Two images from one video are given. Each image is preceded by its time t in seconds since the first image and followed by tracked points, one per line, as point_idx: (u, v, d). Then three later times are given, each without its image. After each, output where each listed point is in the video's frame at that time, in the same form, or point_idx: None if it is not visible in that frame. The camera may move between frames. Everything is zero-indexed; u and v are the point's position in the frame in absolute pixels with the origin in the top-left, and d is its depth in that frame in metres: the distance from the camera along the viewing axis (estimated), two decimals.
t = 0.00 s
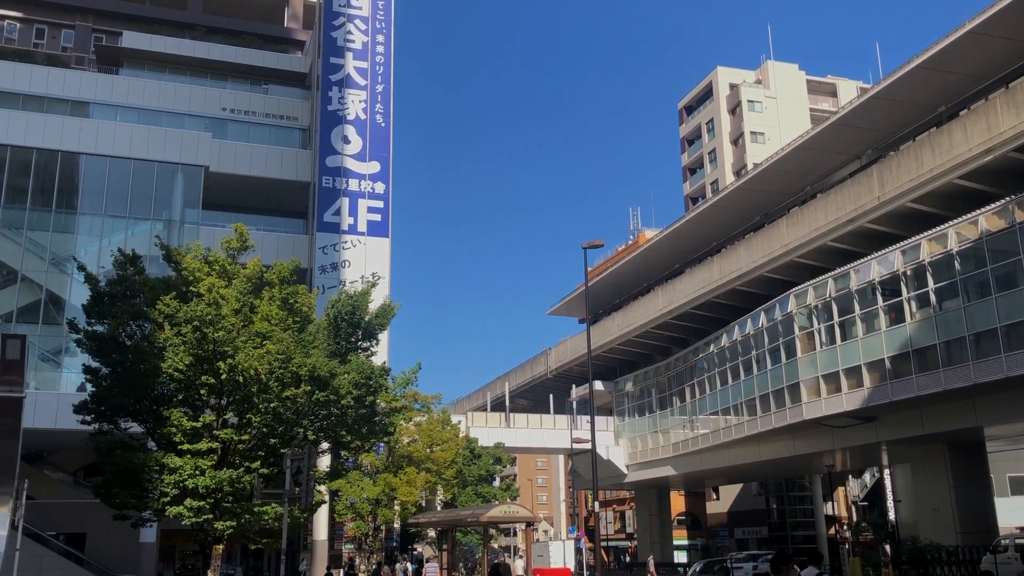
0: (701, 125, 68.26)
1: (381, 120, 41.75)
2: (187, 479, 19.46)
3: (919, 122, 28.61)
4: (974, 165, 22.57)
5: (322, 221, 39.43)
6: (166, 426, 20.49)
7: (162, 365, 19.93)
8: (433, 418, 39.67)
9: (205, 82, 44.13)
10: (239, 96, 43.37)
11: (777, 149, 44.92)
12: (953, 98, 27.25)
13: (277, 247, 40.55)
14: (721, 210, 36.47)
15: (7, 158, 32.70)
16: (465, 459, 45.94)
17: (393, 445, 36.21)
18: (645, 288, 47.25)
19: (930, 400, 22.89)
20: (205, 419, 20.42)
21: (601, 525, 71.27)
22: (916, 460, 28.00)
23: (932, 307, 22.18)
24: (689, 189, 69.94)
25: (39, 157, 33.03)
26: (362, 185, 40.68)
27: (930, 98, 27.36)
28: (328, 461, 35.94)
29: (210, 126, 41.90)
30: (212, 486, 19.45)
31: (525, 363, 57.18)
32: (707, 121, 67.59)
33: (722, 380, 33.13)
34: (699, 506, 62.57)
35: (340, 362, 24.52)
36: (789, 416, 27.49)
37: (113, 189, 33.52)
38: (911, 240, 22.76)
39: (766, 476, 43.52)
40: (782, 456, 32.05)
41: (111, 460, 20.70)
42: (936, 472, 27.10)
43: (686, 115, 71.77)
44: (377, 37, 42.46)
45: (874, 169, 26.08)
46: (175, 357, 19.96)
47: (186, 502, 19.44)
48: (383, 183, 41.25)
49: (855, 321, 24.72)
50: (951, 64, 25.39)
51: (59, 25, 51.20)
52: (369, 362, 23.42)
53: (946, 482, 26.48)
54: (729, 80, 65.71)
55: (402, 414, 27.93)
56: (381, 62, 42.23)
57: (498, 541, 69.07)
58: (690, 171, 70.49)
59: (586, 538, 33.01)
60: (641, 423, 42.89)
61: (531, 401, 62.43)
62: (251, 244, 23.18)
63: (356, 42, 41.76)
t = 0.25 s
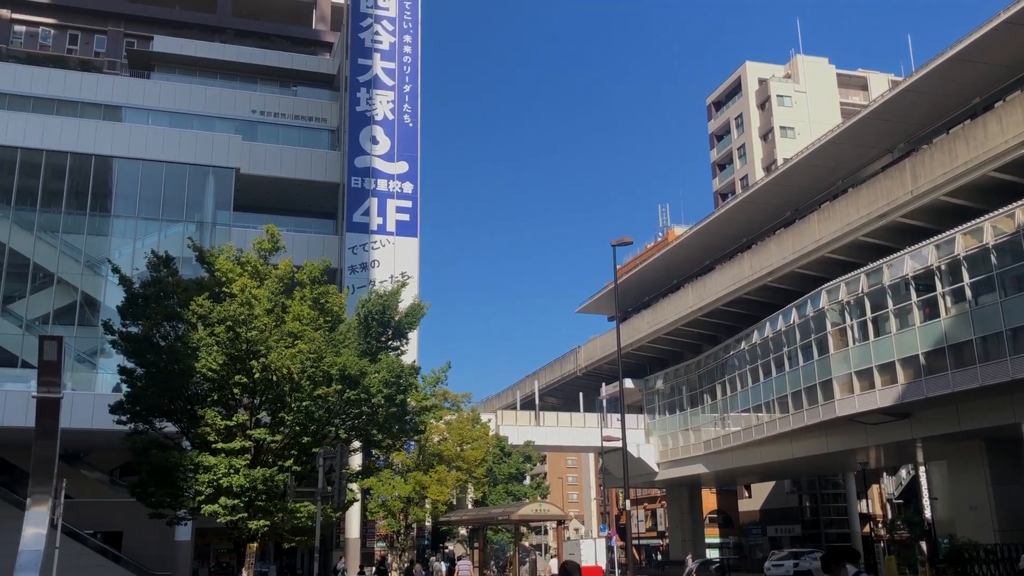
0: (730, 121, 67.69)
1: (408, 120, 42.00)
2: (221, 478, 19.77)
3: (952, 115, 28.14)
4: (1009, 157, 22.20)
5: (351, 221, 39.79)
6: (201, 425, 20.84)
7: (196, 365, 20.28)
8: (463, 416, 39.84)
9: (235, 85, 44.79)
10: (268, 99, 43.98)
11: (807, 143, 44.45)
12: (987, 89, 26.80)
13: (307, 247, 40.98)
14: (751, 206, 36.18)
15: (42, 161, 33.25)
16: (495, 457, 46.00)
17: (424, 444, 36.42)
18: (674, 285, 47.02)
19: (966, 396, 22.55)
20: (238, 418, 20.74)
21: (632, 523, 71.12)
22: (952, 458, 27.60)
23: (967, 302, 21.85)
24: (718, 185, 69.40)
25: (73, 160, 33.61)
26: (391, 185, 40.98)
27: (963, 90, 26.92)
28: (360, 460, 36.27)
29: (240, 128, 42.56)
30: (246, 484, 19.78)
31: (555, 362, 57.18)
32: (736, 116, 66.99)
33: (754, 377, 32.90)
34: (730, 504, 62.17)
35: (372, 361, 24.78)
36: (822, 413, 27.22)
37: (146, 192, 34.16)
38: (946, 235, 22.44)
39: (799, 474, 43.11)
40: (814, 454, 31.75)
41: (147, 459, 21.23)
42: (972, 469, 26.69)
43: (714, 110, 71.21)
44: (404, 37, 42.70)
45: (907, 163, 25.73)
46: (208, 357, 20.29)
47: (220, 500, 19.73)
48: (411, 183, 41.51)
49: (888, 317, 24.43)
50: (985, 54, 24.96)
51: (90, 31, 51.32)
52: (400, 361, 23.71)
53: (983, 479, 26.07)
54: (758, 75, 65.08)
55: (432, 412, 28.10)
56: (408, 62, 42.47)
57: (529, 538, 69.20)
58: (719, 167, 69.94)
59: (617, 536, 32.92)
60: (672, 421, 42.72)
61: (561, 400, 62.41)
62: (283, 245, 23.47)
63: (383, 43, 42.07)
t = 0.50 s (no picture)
0: (758, 116, 67.09)
1: (435, 120, 42.18)
2: (253, 477, 20.02)
3: (985, 107, 27.71)
4: None
5: (379, 221, 40.08)
6: (232, 425, 21.14)
7: (227, 365, 20.57)
8: (491, 415, 39.96)
9: (263, 87, 45.40)
10: (296, 100, 44.50)
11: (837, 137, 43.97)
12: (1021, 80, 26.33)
13: (336, 247, 41.34)
14: (780, 202, 35.89)
15: (74, 164, 33.97)
16: (524, 456, 46.12)
17: (453, 443, 36.61)
18: (703, 282, 46.78)
19: (1001, 392, 22.20)
20: (269, 418, 21.01)
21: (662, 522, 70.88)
22: (988, 455, 27.18)
23: (1002, 297, 21.50)
24: (746, 181, 68.82)
25: (104, 164, 34.35)
26: (417, 185, 41.22)
27: (996, 81, 26.49)
28: (389, 459, 36.53)
29: (268, 130, 43.21)
30: (277, 483, 20.03)
31: (583, 360, 57.16)
32: (764, 111, 66.38)
33: (784, 374, 32.64)
34: (761, 502, 61.75)
35: (400, 360, 24.98)
36: (854, 410, 26.94)
37: (175, 195, 34.73)
38: (979, 229, 22.11)
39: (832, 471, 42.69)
40: (846, 451, 31.42)
41: (180, 458, 21.53)
42: (1009, 466, 26.26)
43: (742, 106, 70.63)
44: (429, 38, 42.91)
45: (939, 157, 25.38)
46: (239, 357, 20.57)
47: (252, 499, 20.06)
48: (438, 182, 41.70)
49: (921, 312, 24.11)
50: (1018, 45, 24.54)
51: (120, 36, 52.29)
52: (427, 360, 23.89)
53: (1020, 476, 25.64)
54: (786, 70, 64.46)
55: (460, 411, 28.22)
56: (434, 62, 42.67)
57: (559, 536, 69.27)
58: (747, 163, 69.36)
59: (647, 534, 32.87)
60: (701, 419, 42.52)
61: (590, 398, 62.34)
62: (311, 245, 23.72)
63: (409, 43, 42.32)
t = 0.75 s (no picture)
0: (783, 112, 66.53)
1: (458, 120, 42.33)
2: (281, 477, 20.23)
3: (1015, 99, 27.27)
4: None
5: (403, 221, 40.31)
6: (260, 424, 21.39)
7: (254, 365, 20.83)
8: (516, 414, 40.03)
9: (288, 89, 45.78)
10: (320, 102, 44.78)
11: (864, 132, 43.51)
12: None
13: (361, 248, 41.63)
14: (806, 198, 35.60)
15: (102, 169, 34.59)
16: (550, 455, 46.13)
17: (478, 442, 36.73)
18: (728, 279, 46.52)
19: None
20: (296, 417, 21.24)
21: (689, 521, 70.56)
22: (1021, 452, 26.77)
23: None
24: (771, 177, 68.25)
25: (132, 168, 34.88)
26: (441, 185, 41.40)
27: None
28: (415, 459, 36.71)
29: (293, 132, 43.44)
30: (304, 483, 20.22)
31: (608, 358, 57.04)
32: (789, 107, 65.84)
33: (811, 372, 32.38)
34: (789, 501, 61.29)
35: (425, 359, 25.13)
36: (883, 408, 26.64)
37: (202, 197, 35.24)
38: (1010, 223, 21.78)
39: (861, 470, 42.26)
40: (875, 449, 31.10)
41: (208, 458, 21.94)
42: None
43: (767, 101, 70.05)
44: (452, 37, 43.10)
45: (968, 151, 25.04)
46: (266, 357, 20.83)
47: (280, 499, 20.23)
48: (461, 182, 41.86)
49: (951, 309, 23.80)
50: None
51: (146, 40, 53.04)
52: (452, 359, 24.12)
53: None
54: (811, 65, 63.88)
55: (485, 410, 28.30)
56: (456, 62, 42.85)
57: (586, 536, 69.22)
58: (772, 159, 68.81)
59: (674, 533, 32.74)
60: (728, 417, 42.29)
61: (615, 397, 62.22)
62: (336, 246, 23.93)
63: (431, 43, 42.56)
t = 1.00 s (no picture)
0: (805, 108, 65.92)
1: (478, 120, 42.42)
2: (305, 476, 20.41)
3: None
4: None
5: (424, 222, 40.47)
6: (284, 424, 21.60)
7: (278, 366, 21.03)
8: (539, 414, 40.07)
9: (309, 91, 46.17)
10: (341, 103, 45.12)
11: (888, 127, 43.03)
12: None
13: (383, 249, 41.84)
14: (829, 195, 35.30)
15: (127, 171, 35.15)
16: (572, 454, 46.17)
17: (500, 442, 36.80)
18: (751, 277, 46.23)
19: None
20: (319, 417, 21.42)
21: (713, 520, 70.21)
22: None
23: None
24: (794, 174, 67.64)
25: (157, 170, 35.48)
26: (461, 185, 41.52)
27: None
28: (438, 458, 36.85)
29: (315, 133, 43.55)
30: (328, 483, 20.39)
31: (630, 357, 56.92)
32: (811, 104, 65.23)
33: (836, 371, 32.11)
34: (813, 500, 60.82)
35: (447, 358, 25.25)
36: (909, 407, 26.36)
37: (226, 199, 35.75)
38: None
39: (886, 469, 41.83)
40: (901, 448, 30.80)
41: (234, 458, 22.17)
42: None
43: (789, 98, 69.44)
44: (472, 37, 43.23)
45: (995, 146, 24.70)
46: (290, 357, 21.02)
47: (304, 499, 20.43)
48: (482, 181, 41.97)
49: (977, 306, 23.51)
50: None
51: (169, 43, 53.57)
52: (473, 359, 24.22)
53: None
54: (833, 61, 63.26)
55: (507, 409, 28.35)
56: (476, 61, 42.95)
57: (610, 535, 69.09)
58: (795, 156, 68.22)
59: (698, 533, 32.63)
60: (751, 416, 42.06)
61: (638, 396, 62.05)
62: (358, 246, 24.10)
63: (451, 43, 42.72)
